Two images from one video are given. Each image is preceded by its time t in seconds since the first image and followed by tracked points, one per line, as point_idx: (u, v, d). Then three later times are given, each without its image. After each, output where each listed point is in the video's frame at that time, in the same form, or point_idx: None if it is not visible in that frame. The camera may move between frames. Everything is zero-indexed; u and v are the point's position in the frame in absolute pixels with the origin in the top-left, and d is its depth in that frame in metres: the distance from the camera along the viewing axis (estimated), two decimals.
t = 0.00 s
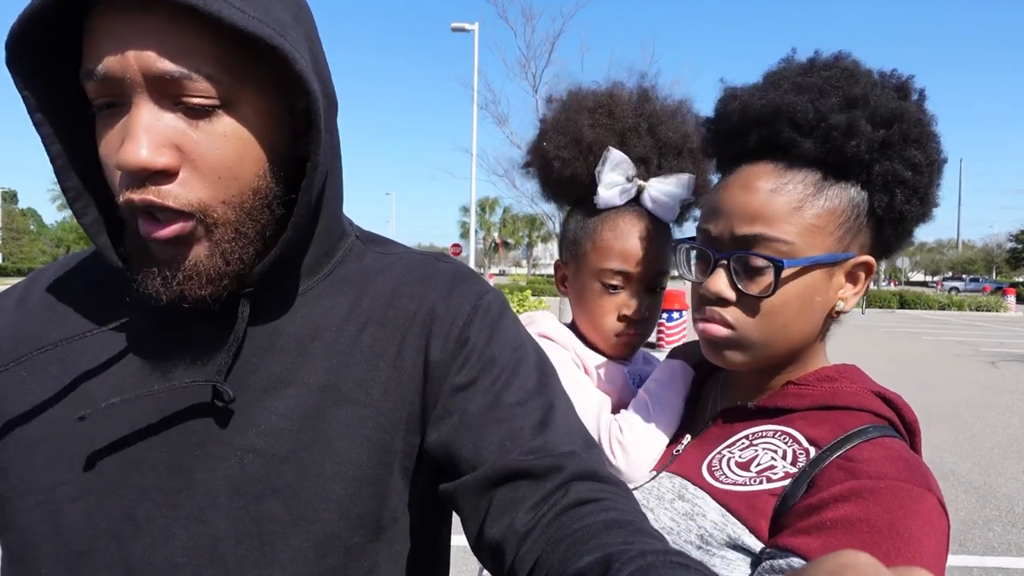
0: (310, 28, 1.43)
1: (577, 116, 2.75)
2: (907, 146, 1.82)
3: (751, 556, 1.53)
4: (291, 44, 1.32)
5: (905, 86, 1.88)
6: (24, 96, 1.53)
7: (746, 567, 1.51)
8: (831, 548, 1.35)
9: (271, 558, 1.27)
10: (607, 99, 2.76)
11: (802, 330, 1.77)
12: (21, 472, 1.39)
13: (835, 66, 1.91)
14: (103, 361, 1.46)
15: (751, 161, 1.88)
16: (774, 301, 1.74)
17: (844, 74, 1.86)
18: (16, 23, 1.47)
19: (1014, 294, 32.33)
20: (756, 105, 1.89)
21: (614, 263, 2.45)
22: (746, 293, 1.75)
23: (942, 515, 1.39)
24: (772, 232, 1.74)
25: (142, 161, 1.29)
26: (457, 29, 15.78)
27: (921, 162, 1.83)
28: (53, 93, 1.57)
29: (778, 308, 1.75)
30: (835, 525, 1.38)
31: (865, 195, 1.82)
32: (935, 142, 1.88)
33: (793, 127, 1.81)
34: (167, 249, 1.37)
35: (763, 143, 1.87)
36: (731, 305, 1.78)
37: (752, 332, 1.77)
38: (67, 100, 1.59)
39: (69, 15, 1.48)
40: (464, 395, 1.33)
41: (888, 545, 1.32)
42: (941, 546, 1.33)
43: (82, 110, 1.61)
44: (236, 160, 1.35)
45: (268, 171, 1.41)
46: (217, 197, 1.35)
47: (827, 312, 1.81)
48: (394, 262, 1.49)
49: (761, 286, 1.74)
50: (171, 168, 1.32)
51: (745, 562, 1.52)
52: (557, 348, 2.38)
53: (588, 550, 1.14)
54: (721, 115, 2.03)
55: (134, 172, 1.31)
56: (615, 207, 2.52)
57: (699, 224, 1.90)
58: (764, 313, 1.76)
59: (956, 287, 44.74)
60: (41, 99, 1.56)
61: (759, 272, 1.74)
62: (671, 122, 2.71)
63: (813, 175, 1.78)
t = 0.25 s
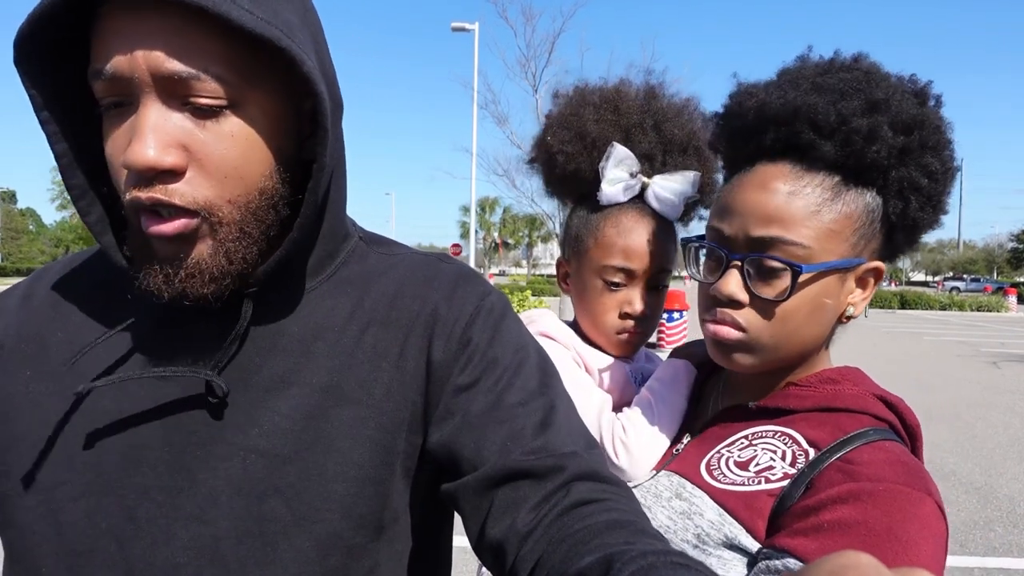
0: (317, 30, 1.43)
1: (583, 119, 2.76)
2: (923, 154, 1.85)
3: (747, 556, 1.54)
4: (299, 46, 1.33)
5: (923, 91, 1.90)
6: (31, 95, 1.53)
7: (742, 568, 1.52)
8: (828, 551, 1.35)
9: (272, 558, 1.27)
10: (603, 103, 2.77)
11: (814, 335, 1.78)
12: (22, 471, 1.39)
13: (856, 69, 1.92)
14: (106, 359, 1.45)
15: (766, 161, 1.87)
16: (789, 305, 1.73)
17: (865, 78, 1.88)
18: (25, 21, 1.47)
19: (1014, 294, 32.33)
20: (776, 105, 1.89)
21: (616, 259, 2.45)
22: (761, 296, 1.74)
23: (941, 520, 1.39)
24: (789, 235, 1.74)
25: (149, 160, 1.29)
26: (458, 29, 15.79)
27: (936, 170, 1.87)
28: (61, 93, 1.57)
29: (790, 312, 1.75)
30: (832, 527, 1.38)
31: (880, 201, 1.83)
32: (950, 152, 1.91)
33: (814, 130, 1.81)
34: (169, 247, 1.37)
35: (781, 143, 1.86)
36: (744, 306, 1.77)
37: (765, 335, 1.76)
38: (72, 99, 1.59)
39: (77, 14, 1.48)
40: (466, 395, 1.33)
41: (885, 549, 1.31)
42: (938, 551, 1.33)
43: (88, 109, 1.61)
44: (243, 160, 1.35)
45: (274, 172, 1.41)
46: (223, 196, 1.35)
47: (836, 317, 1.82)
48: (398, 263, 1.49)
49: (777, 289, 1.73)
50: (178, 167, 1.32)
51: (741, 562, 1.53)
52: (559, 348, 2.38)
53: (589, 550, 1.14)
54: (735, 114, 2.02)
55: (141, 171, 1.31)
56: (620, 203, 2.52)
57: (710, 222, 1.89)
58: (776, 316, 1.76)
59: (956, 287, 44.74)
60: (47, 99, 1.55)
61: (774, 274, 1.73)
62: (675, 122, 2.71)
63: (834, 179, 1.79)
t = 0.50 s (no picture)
0: (320, 30, 1.43)
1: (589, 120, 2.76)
2: (933, 158, 1.86)
3: (750, 552, 1.53)
4: (302, 46, 1.33)
5: (933, 96, 1.91)
6: (36, 94, 1.52)
7: (745, 564, 1.52)
8: (830, 548, 1.35)
9: (273, 558, 1.27)
10: (606, 104, 2.77)
11: (826, 337, 1.78)
12: (20, 471, 1.39)
13: (868, 73, 1.92)
14: (106, 359, 1.45)
15: (778, 162, 1.87)
16: (803, 308, 1.74)
17: (877, 82, 1.88)
18: (29, 21, 1.47)
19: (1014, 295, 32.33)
20: (790, 107, 1.88)
21: (621, 258, 2.46)
22: (776, 299, 1.74)
23: (944, 519, 1.38)
24: (803, 237, 1.74)
25: (152, 160, 1.29)
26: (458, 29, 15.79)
27: (945, 174, 1.88)
28: (65, 92, 1.57)
29: (804, 314, 1.75)
30: (835, 525, 1.37)
31: (890, 204, 1.84)
32: (958, 156, 1.92)
33: (829, 132, 1.81)
34: (171, 248, 1.36)
35: (794, 145, 1.86)
36: (758, 309, 1.77)
37: (779, 339, 1.76)
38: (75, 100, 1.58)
39: (77, 13, 1.48)
40: (468, 395, 1.33)
41: (888, 548, 1.31)
42: (941, 550, 1.32)
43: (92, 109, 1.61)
44: (246, 160, 1.36)
45: (276, 172, 1.41)
46: (225, 196, 1.35)
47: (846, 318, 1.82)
48: (399, 263, 1.49)
49: (795, 291, 1.73)
50: (181, 168, 1.32)
51: (744, 558, 1.52)
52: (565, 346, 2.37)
53: (591, 550, 1.14)
54: (746, 115, 2.01)
55: (144, 172, 1.31)
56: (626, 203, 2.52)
57: (721, 224, 1.88)
58: (790, 318, 1.76)
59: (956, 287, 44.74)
60: (52, 99, 1.55)
61: (790, 277, 1.73)
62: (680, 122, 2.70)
63: (847, 182, 1.79)
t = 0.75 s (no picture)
0: (321, 30, 1.43)
1: (590, 123, 2.77)
2: (935, 159, 1.86)
3: (758, 544, 1.54)
4: (302, 45, 1.33)
5: (936, 99, 1.91)
6: (38, 94, 1.52)
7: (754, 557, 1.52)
8: (838, 540, 1.35)
9: (273, 558, 1.27)
10: (607, 107, 2.78)
11: (827, 334, 1.78)
12: (20, 470, 1.39)
13: (871, 75, 1.92)
14: (106, 358, 1.45)
15: (782, 162, 1.87)
16: (805, 304, 1.73)
17: (881, 85, 1.89)
18: (30, 20, 1.47)
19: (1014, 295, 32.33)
20: (795, 108, 1.89)
21: (626, 257, 2.46)
22: (778, 295, 1.74)
23: (949, 510, 1.39)
24: (806, 234, 1.74)
25: (153, 160, 1.29)
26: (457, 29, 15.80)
27: (947, 175, 1.88)
28: (66, 92, 1.57)
29: (805, 311, 1.75)
30: (843, 516, 1.38)
31: (893, 204, 1.84)
32: (961, 158, 1.92)
33: (832, 132, 1.82)
34: (172, 248, 1.36)
35: (799, 146, 1.86)
36: (760, 304, 1.77)
37: (779, 333, 1.76)
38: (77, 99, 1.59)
39: (77, 14, 1.48)
40: (469, 395, 1.33)
41: (894, 538, 1.31)
42: (946, 541, 1.33)
43: (93, 109, 1.61)
44: (248, 160, 1.36)
45: (277, 172, 1.41)
46: (226, 196, 1.35)
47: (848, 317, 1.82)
48: (400, 263, 1.49)
49: (796, 287, 1.73)
50: (183, 167, 1.32)
51: (753, 551, 1.53)
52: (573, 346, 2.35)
53: (592, 550, 1.14)
54: (752, 117, 2.02)
55: (145, 171, 1.31)
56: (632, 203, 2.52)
57: (725, 221, 1.89)
58: (791, 314, 1.76)
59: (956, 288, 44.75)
60: (53, 99, 1.55)
61: (792, 273, 1.73)
62: (681, 126, 2.73)
63: (850, 181, 1.79)
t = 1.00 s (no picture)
0: (322, 29, 1.43)
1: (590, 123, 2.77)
2: (941, 161, 1.84)
3: (768, 538, 1.55)
4: (302, 44, 1.32)
5: (947, 103, 1.90)
6: (40, 94, 1.52)
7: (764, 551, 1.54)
8: (847, 531, 1.35)
9: (273, 559, 1.27)
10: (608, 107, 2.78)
11: (824, 327, 1.77)
12: (19, 471, 1.39)
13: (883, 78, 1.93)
14: (107, 359, 1.45)
15: (790, 160, 1.88)
16: (799, 294, 1.74)
17: (890, 87, 1.89)
18: (31, 18, 1.46)
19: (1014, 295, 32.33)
20: (802, 107, 1.91)
21: (630, 255, 2.45)
22: (771, 284, 1.75)
23: (954, 502, 1.40)
24: (803, 227, 1.74)
25: (152, 159, 1.29)
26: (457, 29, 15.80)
27: (954, 178, 1.85)
28: (67, 91, 1.56)
29: (800, 301, 1.75)
30: (852, 508, 1.38)
31: (896, 204, 1.83)
32: (971, 163, 1.90)
33: (835, 130, 1.83)
34: (172, 249, 1.36)
35: (805, 144, 1.88)
36: (755, 293, 1.78)
37: (774, 323, 1.77)
38: (79, 99, 1.58)
39: (77, 13, 1.48)
40: (470, 396, 1.33)
41: (903, 529, 1.32)
42: (952, 532, 1.34)
43: (94, 108, 1.61)
44: (246, 160, 1.35)
45: (276, 172, 1.40)
46: (225, 196, 1.34)
47: (847, 314, 1.81)
48: (401, 264, 1.48)
49: (790, 275, 1.74)
50: (181, 167, 1.31)
51: (763, 545, 1.55)
52: (579, 346, 2.33)
53: (592, 550, 1.14)
54: (764, 114, 2.03)
55: (144, 170, 1.31)
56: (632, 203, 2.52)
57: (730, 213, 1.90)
58: (786, 304, 1.76)
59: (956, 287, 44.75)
60: (55, 98, 1.55)
61: (787, 263, 1.74)
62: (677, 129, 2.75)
63: (850, 178, 1.79)
